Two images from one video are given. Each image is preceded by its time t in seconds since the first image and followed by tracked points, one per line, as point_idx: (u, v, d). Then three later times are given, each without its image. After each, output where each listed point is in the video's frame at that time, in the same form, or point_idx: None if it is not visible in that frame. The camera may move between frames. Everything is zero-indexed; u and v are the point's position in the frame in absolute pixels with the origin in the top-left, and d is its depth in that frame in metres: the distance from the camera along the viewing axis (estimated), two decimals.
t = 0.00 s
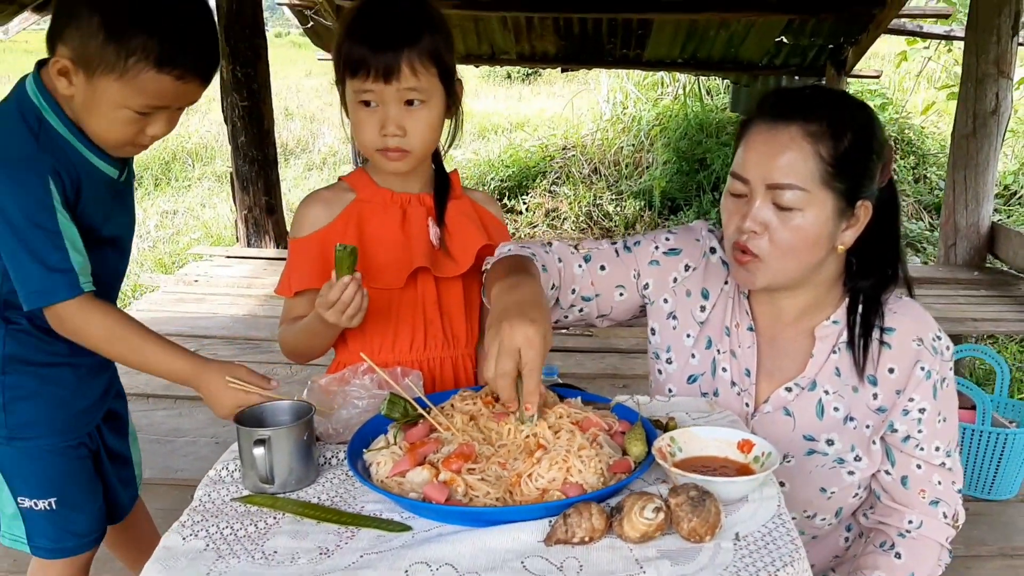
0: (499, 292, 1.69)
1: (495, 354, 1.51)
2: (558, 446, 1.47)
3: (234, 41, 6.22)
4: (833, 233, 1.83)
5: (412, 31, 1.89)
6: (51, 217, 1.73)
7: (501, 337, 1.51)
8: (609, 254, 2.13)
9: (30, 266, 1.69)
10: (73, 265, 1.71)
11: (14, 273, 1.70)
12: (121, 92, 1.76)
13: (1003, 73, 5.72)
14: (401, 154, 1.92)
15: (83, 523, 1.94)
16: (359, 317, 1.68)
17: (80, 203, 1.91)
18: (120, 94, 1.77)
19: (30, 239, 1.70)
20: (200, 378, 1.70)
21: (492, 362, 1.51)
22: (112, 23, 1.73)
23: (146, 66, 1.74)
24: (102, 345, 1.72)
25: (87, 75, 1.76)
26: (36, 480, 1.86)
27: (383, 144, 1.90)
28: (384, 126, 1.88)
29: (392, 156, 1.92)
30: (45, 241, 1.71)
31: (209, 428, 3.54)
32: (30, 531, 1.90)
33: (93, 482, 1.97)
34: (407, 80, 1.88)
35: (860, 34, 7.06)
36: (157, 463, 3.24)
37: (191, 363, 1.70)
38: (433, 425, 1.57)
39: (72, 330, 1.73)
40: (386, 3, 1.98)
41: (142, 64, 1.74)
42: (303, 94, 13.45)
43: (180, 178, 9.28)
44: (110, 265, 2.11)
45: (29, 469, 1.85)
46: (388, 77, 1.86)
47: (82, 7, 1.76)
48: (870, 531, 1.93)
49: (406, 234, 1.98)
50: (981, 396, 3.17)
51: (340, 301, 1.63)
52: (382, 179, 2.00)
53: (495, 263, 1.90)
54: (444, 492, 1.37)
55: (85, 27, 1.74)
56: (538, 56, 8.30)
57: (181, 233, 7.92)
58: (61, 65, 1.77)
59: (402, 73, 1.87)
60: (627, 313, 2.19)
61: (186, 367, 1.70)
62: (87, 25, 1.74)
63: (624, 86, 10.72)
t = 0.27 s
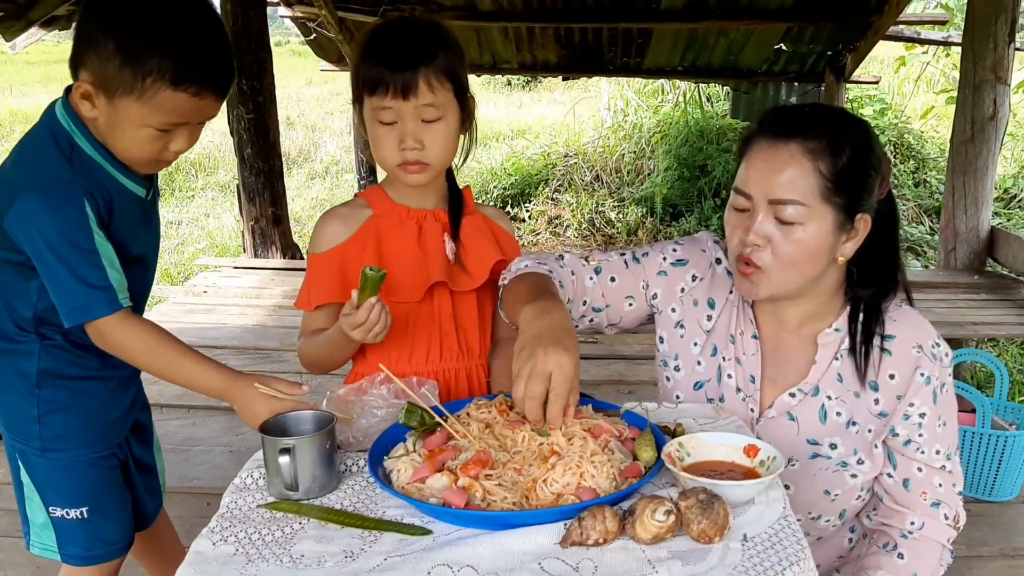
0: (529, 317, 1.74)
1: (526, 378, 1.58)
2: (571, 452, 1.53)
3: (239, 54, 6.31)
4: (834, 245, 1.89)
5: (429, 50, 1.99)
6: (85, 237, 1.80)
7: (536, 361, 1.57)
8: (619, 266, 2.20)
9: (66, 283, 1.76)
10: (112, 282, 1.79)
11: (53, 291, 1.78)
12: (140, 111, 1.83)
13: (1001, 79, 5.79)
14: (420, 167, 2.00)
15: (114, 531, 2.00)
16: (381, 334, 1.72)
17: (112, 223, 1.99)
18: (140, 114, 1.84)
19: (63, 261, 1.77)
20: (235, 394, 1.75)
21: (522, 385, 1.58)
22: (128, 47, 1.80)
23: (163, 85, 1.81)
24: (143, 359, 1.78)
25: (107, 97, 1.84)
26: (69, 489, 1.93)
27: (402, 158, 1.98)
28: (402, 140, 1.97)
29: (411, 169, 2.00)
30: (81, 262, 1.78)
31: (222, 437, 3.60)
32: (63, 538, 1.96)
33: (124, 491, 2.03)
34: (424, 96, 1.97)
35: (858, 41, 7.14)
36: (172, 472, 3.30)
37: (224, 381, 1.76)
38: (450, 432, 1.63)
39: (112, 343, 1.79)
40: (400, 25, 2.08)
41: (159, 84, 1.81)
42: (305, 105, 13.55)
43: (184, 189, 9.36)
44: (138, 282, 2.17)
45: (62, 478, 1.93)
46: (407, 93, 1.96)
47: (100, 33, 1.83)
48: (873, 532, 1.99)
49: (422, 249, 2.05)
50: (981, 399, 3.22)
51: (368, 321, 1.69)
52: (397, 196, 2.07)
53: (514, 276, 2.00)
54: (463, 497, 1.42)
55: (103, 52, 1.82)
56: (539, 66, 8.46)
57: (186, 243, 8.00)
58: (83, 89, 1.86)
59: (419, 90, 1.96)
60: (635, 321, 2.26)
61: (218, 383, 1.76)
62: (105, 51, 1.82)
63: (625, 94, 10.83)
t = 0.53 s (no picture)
0: (534, 287, 1.80)
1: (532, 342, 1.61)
2: (583, 428, 1.56)
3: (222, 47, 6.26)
4: (832, 225, 1.94)
5: (431, 34, 1.99)
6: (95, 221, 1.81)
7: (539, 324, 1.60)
8: (620, 247, 2.26)
9: (74, 269, 1.77)
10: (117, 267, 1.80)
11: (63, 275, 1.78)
12: (146, 90, 1.84)
13: (978, 70, 5.88)
14: (422, 152, 2.01)
15: (123, 514, 2.06)
16: (394, 314, 1.82)
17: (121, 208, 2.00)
18: (145, 95, 1.84)
19: (73, 246, 1.78)
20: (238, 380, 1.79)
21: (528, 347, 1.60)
22: (133, 27, 1.80)
23: (167, 65, 1.81)
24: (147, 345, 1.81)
25: (113, 77, 1.84)
26: (78, 473, 1.99)
27: (404, 141, 1.99)
28: (404, 124, 1.97)
29: (411, 154, 2.01)
30: (92, 246, 1.79)
31: (216, 429, 3.60)
32: (71, 522, 2.02)
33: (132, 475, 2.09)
34: (426, 79, 1.97)
35: (836, 33, 7.22)
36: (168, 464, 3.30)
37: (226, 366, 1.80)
38: (462, 411, 1.66)
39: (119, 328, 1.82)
40: (401, 11, 2.08)
41: (164, 63, 1.81)
42: (286, 99, 13.47)
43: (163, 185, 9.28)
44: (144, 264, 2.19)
45: (72, 462, 1.99)
46: (408, 76, 1.96)
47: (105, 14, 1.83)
48: (871, 506, 2.04)
49: (428, 235, 2.06)
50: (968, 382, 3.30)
51: (386, 302, 1.78)
52: (401, 181, 2.09)
53: (518, 253, 2.03)
54: (479, 472, 1.45)
55: (107, 33, 1.82)
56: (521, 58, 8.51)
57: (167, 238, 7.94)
58: (89, 70, 1.86)
59: (422, 73, 1.97)
60: (636, 304, 2.32)
61: (220, 368, 1.80)
62: (110, 31, 1.82)
63: (605, 87, 10.82)
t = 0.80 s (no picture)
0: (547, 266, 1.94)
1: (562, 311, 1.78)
2: (622, 424, 1.60)
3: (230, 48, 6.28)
4: (857, 222, 1.97)
5: (463, 39, 2.03)
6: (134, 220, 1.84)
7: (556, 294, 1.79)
8: (646, 246, 2.30)
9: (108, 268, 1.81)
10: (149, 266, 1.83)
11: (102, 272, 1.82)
12: (187, 85, 1.87)
13: (982, 69, 5.90)
14: (455, 154, 2.06)
15: (160, 511, 2.10)
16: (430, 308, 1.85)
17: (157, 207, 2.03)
18: (186, 89, 1.87)
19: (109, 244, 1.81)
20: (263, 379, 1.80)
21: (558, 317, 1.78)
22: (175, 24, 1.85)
23: (207, 59, 1.85)
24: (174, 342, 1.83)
25: (154, 74, 1.88)
26: (114, 471, 2.03)
27: (438, 145, 2.04)
28: (438, 128, 2.03)
29: (446, 156, 2.06)
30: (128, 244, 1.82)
31: (235, 427, 3.63)
32: (111, 519, 2.07)
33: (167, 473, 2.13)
34: (459, 84, 2.02)
35: (837, 32, 7.25)
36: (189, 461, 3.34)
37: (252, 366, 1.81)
38: (502, 407, 1.71)
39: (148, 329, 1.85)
40: (434, 16, 2.12)
41: (204, 57, 1.85)
42: (288, 99, 13.49)
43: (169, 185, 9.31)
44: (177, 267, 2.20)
45: (109, 459, 2.03)
46: (441, 82, 2.00)
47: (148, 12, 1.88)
48: (895, 499, 2.06)
49: (461, 235, 2.12)
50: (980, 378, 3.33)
51: (421, 297, 1.81)
52: (435, 182, 2.14)
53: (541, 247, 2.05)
54: (524, 466, 1.50)
55: (148, 30, 1.87)
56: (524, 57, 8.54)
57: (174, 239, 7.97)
58: (131, 68, 1.89)
59: (455, 78, 2.01)
60: (662, 302, 2.36)
61: (245, 366, 1.81)
62: (151, 29, 1.86)
63: (607, 86, 10.84)
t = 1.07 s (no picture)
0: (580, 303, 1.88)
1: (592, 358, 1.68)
2: (639, 427, 1.64)
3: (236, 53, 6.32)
4: (864, 228, 2.01)
5: (482, 50, 2.12)
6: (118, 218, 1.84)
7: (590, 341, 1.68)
8: (654, 257, 2.32)
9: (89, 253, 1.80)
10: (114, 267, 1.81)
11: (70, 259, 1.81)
12: (197, 69, 1.89)
13: (983, 74, 5.92)
14: (476, 163, 2.14)
15: (182, 523, 2.18)
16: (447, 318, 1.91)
17: (166, 213, 2.04)
18: (198, 72, 1.90)
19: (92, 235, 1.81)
20: (169, 414, 1.80)
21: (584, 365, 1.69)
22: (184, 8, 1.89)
23: (218, 39, 1.88)
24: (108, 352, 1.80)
25: (165, 62, 1.91)
26: (137, 487, 2.09)
27: (458, 155, 2.12)
28: (458, 138, 2.11)
29: (467, 164, 2.15)
30: (103, 235, 1.81)
31: (246, 429, 3.67)
32: (133, 534, 2.13)
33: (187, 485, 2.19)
34: (479, 95, 2.11)
35: (838, 36, 7.29)
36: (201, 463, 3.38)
37: (163, 398, 1.80)
38: (521, 410, 1.77)
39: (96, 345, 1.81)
40: (452, 27, 2.22)
41: (215, 38, 1.88)
42: (291, 100, 13.53)
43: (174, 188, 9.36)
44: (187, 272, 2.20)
45: (130, 475, 2.08)
46: (461, 92, 2.09)
47: None
48: (901, 499, 2.10)
49: (478, 241, 2.26)
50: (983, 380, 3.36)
51: (439, 306, 1.88)
52: (453, 191, 2.27)
53: (558, 268, 2.13)
54: (545, 468, 1.54)
55: (158, 18, 1.90)
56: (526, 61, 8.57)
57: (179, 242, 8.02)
58: (142, 59, 1.92)
59: (474, 89, 2.10)
60: (670, 311, 2.39)
61: (161, 395, 1.80)
62: (161, 15, 1.90)
63: (608, 89, 10.88)
